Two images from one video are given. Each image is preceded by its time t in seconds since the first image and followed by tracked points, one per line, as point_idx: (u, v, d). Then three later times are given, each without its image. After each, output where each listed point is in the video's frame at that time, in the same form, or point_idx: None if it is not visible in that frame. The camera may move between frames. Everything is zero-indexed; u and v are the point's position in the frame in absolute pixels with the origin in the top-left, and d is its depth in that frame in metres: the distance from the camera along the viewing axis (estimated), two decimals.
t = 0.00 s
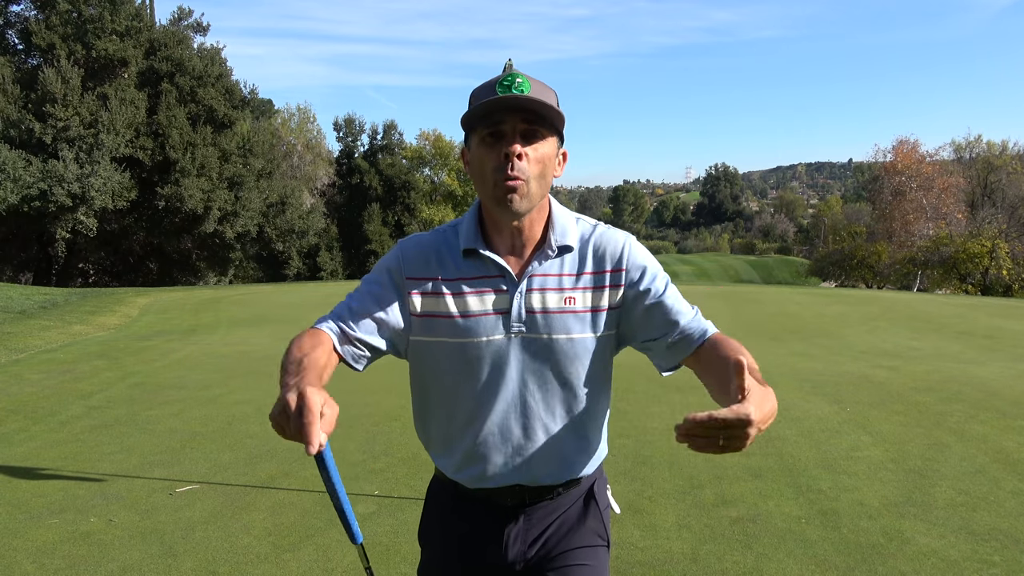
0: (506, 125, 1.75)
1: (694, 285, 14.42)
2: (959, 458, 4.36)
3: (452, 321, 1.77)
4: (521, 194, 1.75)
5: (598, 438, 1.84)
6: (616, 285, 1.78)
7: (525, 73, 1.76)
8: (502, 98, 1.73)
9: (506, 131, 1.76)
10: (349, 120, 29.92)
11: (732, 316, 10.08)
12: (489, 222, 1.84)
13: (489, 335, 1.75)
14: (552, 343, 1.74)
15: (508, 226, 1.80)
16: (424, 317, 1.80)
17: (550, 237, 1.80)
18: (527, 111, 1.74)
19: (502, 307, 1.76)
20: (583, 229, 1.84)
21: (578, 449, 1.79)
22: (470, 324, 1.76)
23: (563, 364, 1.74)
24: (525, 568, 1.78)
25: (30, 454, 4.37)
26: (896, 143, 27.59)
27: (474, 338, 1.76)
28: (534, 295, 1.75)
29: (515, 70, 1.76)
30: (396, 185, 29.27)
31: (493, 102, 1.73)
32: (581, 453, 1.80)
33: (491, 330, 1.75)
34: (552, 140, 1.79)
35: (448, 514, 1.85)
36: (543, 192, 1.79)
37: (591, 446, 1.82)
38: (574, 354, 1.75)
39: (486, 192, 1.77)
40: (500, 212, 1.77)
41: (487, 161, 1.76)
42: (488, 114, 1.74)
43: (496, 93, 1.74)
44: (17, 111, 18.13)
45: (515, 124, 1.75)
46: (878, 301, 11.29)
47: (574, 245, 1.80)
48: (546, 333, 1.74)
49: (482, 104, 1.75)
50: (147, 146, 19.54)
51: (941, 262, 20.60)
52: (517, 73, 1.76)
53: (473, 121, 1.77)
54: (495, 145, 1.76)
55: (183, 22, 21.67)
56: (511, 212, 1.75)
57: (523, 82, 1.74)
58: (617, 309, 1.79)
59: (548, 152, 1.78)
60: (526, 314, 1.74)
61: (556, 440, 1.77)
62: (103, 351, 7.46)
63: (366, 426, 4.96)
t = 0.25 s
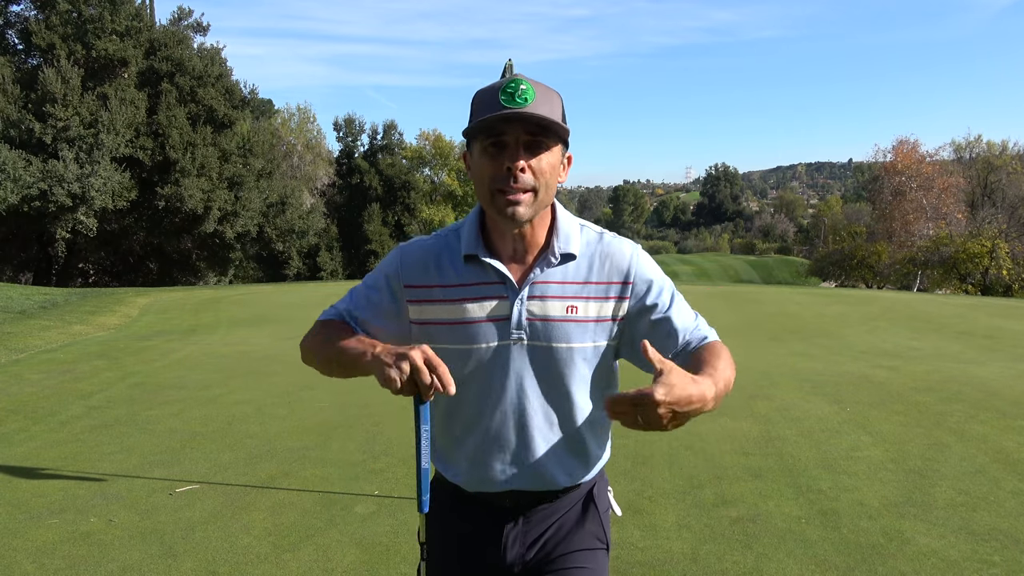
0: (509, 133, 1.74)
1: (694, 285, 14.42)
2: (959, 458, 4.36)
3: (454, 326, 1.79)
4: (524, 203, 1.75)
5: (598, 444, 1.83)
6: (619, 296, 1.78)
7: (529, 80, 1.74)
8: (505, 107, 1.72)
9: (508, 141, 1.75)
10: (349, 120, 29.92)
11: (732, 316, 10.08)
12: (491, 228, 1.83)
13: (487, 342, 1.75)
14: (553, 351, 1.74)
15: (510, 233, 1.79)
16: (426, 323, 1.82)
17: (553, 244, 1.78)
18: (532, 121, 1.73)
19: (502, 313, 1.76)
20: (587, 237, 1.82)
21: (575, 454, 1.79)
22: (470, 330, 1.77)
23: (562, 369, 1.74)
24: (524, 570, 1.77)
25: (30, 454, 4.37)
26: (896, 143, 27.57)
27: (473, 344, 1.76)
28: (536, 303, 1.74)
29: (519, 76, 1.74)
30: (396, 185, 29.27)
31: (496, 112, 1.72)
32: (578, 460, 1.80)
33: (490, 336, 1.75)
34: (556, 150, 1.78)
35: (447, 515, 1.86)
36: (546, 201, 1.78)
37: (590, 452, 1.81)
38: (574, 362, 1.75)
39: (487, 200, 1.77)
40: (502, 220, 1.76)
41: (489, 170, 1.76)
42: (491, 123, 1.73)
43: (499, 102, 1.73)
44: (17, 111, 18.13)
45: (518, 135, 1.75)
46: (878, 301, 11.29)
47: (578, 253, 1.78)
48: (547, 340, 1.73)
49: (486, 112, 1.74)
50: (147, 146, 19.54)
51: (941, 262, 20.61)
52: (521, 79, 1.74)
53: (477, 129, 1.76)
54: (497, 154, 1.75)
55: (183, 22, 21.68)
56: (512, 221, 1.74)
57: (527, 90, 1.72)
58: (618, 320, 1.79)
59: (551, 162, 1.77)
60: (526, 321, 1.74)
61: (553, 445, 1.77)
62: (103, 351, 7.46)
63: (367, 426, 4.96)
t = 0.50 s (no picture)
0: (510, 116, 1.77)
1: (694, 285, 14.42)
2: (959, 458, 4.36)
3: (454, 319, 1.78)
4: (525, 184, 1.75)
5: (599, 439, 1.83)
6: (622, 286, 1.78)
7: (528, 68, 1.77)
8: (505, 90, 1.75)
9: (509, 124, 1.78)
10: (349, 120, 29.92)
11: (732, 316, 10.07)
12: (493, 219, 1.84)
13: (490, 333, 1.75)
14: (554, 342, 1.74)
15: (512, 220, 1.80)
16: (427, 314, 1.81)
17: (555, 236, 1.79)
18: (532, 104, 1.76)
19: (505, 304, 1.76)
20: (589, 231, 1.83)
21: (577, 449, 1.79)
22: (472, 321, 1.76)
23: (562, 362, 1.74)
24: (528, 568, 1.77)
25: (30, 453, 4.37)
26: (896, 143, 27.55)
27: (475, 337, 1.76)
28: (538, 293, 1.75)
29: (518, 66, 1.78)
30: (396, 185, 29.26)
31: (496, 94, 1.75)
32: (581, 455, 1.80)
33: (493, 329, 1.75)
34: (557, 134, 1.80)
35: (451, 513, 1.86)
36: (547, 185, 1.79)
37: (593, 447, 1.81)
38: (576, 354, 1.75)
39: (488, 185, 1.78)
40: (503, 205, 1.77)
41: (491, 154, 1.77)
42: (492, 106, 1.76)
43: (499, 86, 1.75)
44: (17, 111, 18.13)
45: (519, 117, 1.77)
46: (878, 301, 11.28)
47: (580, 245, 1.79)
48: (548, 332, 1.74)
49: (486, 97, 1.76)
50: (147, 146, 19.54)
51: (941, 262, 20.61)
52: (520, 68, 1.77)
53: (479, 116, 1.79)
54: (499, 137, 1.77)
55: (183, 22, 21.67)
56: (514, 202, 1.75)
57: (526, 75, 1.75)
58: (621, 310, 1.79)
59: (551, 145, 1.78)
60: (529, 312, 1.74)
61: (555, 441, 1.77)
62: (103, 351, 7.46)
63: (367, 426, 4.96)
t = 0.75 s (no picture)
0: (509, 125, 1.76)
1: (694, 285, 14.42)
2: (959, 458, 4.36)
3: (455, 321, 1.78)
4: (524, 191, 1.75)
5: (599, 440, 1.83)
6: (620, 287, 1.77)
7: (526, 73, 1.76)
8: (503, 97, 1.73)
9: (508, 132, 1.77)
10: (349, 120, 29.92)
11: (732, 316, 10.07)
12: (492, 221, 1.84)
13: (489, 334, 1.75)
14: (553, 343, 1.74)
15: (511, 225, 1.80)
16: (430, 317, 1.81)
17: (554, 237, 1.79)
18: (530, 112, 1.75)
19: (504, 306, 1.76)
20: (587, 232, 1.83)
21: (576, 450, 1.79)
22: (472, 323, 1.77)
23: (562, 363, 1.75)
24: (526, 566, 1.77)
25: (30, 454, 4.37)
26: (896, 143, 27.55)
27: (475, 338, 1.76)
28: (537, 294, 1.75)
29: (516, 71, 1.77)
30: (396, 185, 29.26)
31: (494, 103, 1.74)
32: (581, 456, 1.80)
33: (494, 330, 1.75)
34: (554, 140, 1.80)
35: (451, 510, 1.85)
36: (545, 191, 1.79)
37: (593, 448, 1.81)
38: (575, 355, 1.75)
39: (488, 191, 1.78)
40: (503, 211, 1.77)
41: (490, 161, 1.76)
42: (490, 114, 1.75)
43: (497, 94, 1.74)
44: (17, 111, 18.14)
45: (518, 126, 1.76)
46: (878, 301, 11.28)
47: (578, 246, 1.79)
48: (547, 333, 1.74)
49: (484, 104, 1.75)
50: (147, 146, 19.54)
51: (941, 262, 20.62)
52: (518, 73, 1.76)
53: (476, 123, 1.77)
54: (498, 146, 1.76)
55: (183, 22, 21.67)
56: (512, 209, 1.75)
57: (524, 83, 1.74)
58: (620, 311, 1.78)
59: (550, 152, 1.78)
60: (527, 313, 1.74)
61: (555, 441, 1.77)
62: (103, 351, 7.46)
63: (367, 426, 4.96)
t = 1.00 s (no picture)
0: (503, 113, 1.77)
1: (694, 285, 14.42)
2: (959, 458, 4.37)
3: (453, 321, 1.78)
4: (520, 179, 1.75)
5: (598, 440, 1.83)
6: (620, 287, 1.79)
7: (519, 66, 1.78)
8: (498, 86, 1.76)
9: (503, 121, 1.78)
10: (349, 120, 29.91)
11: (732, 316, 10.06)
12: (490, 220, 1.84)
13: (488, 334, 1.75)
14: (552, 342, 1.74)
15: (509, 220, 1.80)
16: (429, 317, 1.81)
17: (552, 236, 1.79)
18: (525, 97, 1.77)
19: (503, 306, 1.76)
20: (586, 231, 1.84)
21: (574, 448, 1.79)
22: (471, 323, 1.76)
23: (561, 363, 1.75)
24: (525, 566, 1.76)
25: (30, 454, 4.37)
26: (896, 143, 27.54)
27: (474, 337, 1.76)
28: (536, 295, 1.75)
29: (510, 65, 1.79)
30: (396, 185, 29.26)
31: (491, 91, 1.76)
32: (580, 456, 1.80)
33: (492, 330, 1.75)
34: (549, 130, 1.80)
35: (451, 510, 1.85)
36: (543, 183, 1.79)
37: (592, 447, 1.82)
38: (574, 354, 1.75)
39: (485, 184, 1.78)
40: (501, 204, 1.77)
41: (487, 152, 1.77)
42: (485, 104, 1.78)
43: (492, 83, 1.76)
44: (17, 111, 18.14)
45: (512, 113, 1.78)
46: (879, 301, 11.28)
47: (577, 245, 1.80)
48: (547, 333, 1.74)
49: (479, 95, 1.78)
50: (147, 146, 19.54)
51: (941, 262, 20.63)
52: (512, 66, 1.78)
53: (473, 111, 1.79)
54: (494, 133, 1.77)
55: (183, 22, 21.67)
56: (508, 199, 1.75)
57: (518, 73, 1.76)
58: (619, 311, 1.80)
59: (545, 141, 1.79)
60: (527, 313, 1.74)
61: (554, 439, 1.77)
62: (103, 351, 7.46)
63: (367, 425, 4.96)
